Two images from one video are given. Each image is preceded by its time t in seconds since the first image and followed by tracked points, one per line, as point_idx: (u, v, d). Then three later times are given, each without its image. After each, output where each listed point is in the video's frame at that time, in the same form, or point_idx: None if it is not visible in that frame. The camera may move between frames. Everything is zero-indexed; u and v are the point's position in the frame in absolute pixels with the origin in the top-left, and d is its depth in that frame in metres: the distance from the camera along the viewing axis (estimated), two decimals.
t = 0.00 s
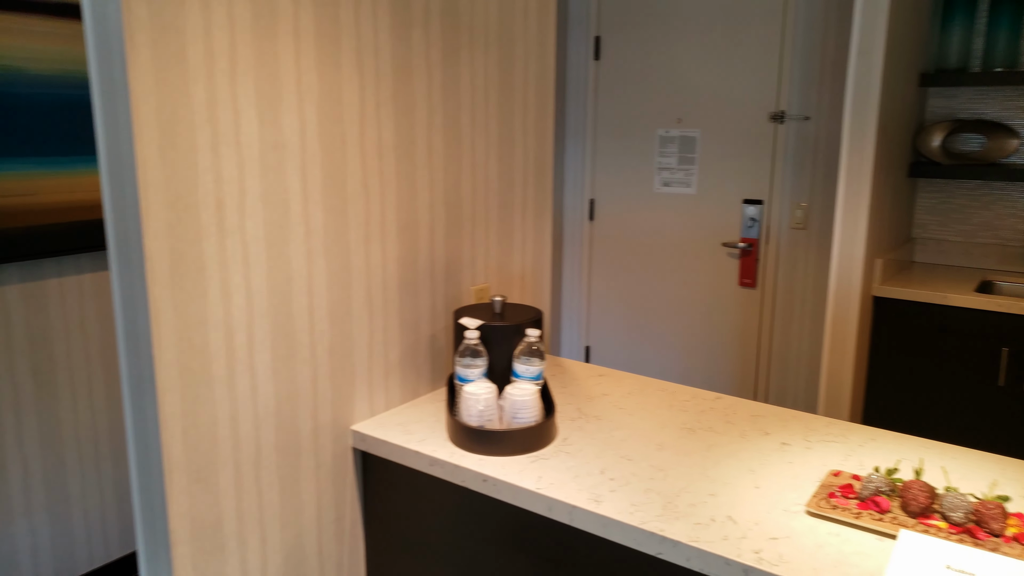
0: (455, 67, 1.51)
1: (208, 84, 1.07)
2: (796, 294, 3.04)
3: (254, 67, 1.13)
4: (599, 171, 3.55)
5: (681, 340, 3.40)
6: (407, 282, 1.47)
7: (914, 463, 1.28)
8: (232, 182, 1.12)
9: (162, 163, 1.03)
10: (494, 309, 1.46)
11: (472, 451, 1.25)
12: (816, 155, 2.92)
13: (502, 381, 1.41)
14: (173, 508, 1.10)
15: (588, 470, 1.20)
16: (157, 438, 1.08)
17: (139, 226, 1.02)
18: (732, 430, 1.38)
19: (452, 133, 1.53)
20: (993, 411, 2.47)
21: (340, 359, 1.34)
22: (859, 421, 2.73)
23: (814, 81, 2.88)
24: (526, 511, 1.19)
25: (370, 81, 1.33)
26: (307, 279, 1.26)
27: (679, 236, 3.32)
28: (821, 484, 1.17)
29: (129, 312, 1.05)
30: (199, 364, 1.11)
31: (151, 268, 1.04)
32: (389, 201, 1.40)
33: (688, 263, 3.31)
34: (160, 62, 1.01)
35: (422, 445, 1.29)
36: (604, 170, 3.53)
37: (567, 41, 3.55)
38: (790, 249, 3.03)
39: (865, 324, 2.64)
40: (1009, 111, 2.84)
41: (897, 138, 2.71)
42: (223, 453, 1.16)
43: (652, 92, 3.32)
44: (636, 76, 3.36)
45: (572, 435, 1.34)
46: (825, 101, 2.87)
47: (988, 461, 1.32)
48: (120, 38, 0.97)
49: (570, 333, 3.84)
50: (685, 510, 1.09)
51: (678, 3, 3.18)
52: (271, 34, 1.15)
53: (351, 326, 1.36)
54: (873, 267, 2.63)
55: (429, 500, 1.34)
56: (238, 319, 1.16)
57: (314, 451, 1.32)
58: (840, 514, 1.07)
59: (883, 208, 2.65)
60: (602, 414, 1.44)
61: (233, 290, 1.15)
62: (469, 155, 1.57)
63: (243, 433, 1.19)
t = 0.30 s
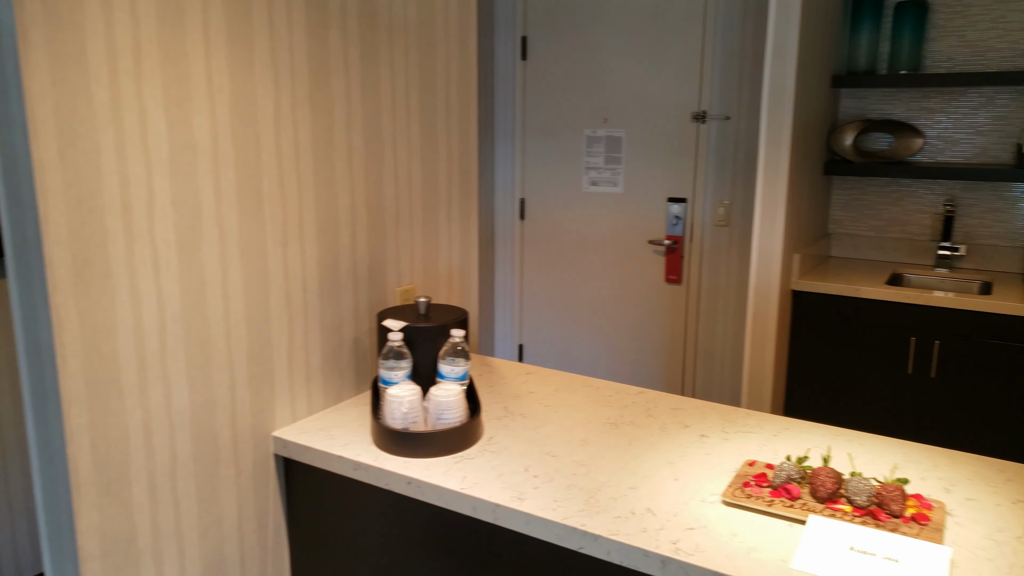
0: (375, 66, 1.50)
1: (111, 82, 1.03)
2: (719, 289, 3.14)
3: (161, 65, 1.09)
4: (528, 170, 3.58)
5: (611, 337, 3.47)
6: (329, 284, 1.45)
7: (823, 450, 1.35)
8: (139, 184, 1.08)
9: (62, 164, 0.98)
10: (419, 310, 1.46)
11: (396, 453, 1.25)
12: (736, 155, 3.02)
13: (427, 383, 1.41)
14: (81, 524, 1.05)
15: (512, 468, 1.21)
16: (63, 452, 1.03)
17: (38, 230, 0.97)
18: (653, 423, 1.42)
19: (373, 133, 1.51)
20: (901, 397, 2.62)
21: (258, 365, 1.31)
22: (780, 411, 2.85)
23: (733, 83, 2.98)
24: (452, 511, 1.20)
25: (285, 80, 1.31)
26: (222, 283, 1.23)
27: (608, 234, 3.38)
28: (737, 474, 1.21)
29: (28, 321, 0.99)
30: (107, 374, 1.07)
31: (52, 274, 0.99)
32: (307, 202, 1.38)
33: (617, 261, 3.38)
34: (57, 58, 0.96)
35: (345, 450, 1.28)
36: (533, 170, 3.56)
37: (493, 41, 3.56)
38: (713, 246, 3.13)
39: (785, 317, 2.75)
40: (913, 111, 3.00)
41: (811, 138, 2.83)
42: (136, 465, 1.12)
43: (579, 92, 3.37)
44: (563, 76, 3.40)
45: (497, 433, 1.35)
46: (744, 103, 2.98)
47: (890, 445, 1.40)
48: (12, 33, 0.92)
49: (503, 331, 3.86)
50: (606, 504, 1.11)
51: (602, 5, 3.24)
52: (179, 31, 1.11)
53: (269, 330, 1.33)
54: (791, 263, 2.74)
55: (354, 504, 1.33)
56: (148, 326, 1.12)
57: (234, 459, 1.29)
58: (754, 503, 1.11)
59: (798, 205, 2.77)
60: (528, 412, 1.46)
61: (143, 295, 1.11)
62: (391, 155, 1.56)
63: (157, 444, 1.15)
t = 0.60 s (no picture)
0: (309, 62, 1.47)
1: (26, 77, 0.99)
2: (661, 285, 3.21)
3: (81, 59, 1.05)
4: (472, 168, 3.58)
5: (557, 334, 3.50)
6: (264, 285, 1.42)
7: (757, 441, 1.39)
8: (59, 184, 1.04)
9: None
10: (357, 309, 1.45)
11: (334, 455, 1.24)
12: (676, 153, 3.08)
13: (365, 383, 1.40)
14: None
15: (452, 467, 1.22)
16: None
17: None
18: (593, 419, 1.44)
19: (308, 130, 1.49)
20: (834, 388, 2.72)
21: (191, 369, 1.28)
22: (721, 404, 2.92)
23: (672, 83, 3.04)
24: (392, 513, 1.19)
25: (215, 76, 1.27)
26: (150, 284, 1.19)
27: (553, 232, 3.41)
28: (674, 467, 1.24)
29: None
30: (26, 381, 1.02)
31: None
32: (240, 201, 1.35)
33: (561, 258, 3.41)
34: None
35: (281, 453, 1.26)
36: (477, 168, 3.56)
37: (435, 39, 3.54)
38: (655, 243, 3.19)
39: (724, 312, 2.82)
40: (845, 110, 3.12)
41: (748, 137, 2.91)
42: (60, 476, 1.08)
43: (521, 91, 3.38)
44: (505, 75, 3.41)
45: (438, 433, 1.35)
46: (682, 102, 3.04)
47: (820, 433, 1.45)
48: None
49: (449, 331, 3.84)
50: (546, 500, 1.12)
51: (543, 4, 3.26)
52: (101, 24, 1.07)
53: (202, 333, 1.30)
54: (730, 258, 2.81)
55: (293, 508, 1.31)
56: (71, 330, 1.08)
57: (165, 466, 1.25)
58: (690, 495, 1.14)
59: (736, 202, 2.84)
60: (469, 411, 1.46)
61: (64, 299, 1.06)
62: (328, 153, 1.54)
63: (82, 453, 1.11)
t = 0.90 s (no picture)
0: (257, 62, 1.46)
1: None
2: (615, 284, 3.26)
3: (19, 59, 1.03)
4: (426, 169, 3.57)
5: (515, 332, 3.52)
6: (213, 288, 1.40)
7: (705, 434, 1.43)
8: None
9: None
10: (308, 312, 1.44)
11: (286, 459, 1.23)
12: (628, 153, 3.13)
13: (318, 386, 1.40)
14: None
15: (406, 467, 1.22)
16: None
17: None
18: (546, 416, 1.46)
19: (257, 131, 1.48)
20: (783, 382, 2.81)
21: (138, 373, 1.26)
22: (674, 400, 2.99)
23: (624, 84, 3.09)
24: (346, 515, 1.19)
25: (160, 77, 1.26)
26: (95, 288, 1.17)
27: (508, 232, 3.43)
28: (625, 462, 1.27)
29: None
30: None
31: None
32: (187, 204, 1.33)
33: (517, 258, 3.43)
34: None
35: (233, 458, 1.25)
36: (431, 168, 3.56)
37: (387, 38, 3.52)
38: (608, 242, 3.24)
39: (676, 309, 2.89)
40: (791, 110, 3.22)
41: (698, 137, 2.98)
42: (3, 484, 1.05)
43: (475, 91, 3.39)
44: (459, 75, 3.41)
45: (392, 434, 1.35)
46: (634, 103, 3.09)
47: (768, 427, 1.49)
48: None
49: (405, 332, 3.83)
50: (499, 498, 1.14)
51: (496, 4, 3.28)
52: (39, 23, 1.05)
53: (149, 337, 1.28)
54: (681, 257, 2.87)
55: (246, 513, 1.30)
56: (12, 336, 1.05)
57: (113, 473, 1.23)
58: (640, 489, 1.17)
59: (687, 201, 2.91)
60: (424, 411, 1.47)
61: (4, 304, 1.04)
62: (277, 154, 1.53)
63: (25, 461, 1.09)
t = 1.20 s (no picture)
0: (213, 57, 1.44)
1: None
2: (576, 281, 3.29)
3: None
4: (387, 166, 3.56)
5: (477, 330, 3.53)
6: (169, 286, 1.38)
7: (664, 424, 1.46)
8: None
9: None
10: (267, 309, 1.43)
11: (246, 457, 1.23)
12: (588, 150, 3.17)
13: (277, 383, 1.39)
14: None
15: (368, 464, 1.23)
16: None
17: None
18: (508, 411, 1.48)
19: (213, 127, 1.46)
20: (741, 375, 2.88)
21: (94, 372, 1.24)
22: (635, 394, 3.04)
23: (584, 82, 3.12)
24: (308, 512, 1.19)
25: (113, 71, 1.23)
26: (47, 286, 1.15)
27: (470, 229, 3.44)
28: (585, 454, 1.29)
29: None
30: None
31: None
32: (142, 200, 1.31)
33: (479, 256, 3.45)
34: None
35: (191, 456, 1.24)
36: (392, 166, 3.54)
37: (346, 36, 3.49)
38: (570, 239, 3.27)
39: (636, 305, 2.93)
40: (747, 108, 3.29)
41: (656, 135, 3.02)
42: None
43: (435, 89, 3.39)
44: (419, 72, 3.41)
45: (352, 431, 1.36)
46: (593, 101, 3.13)
47: (726, 418, 1.51)
48: None
49: (367, 330, 3.81)
50: (460, 492, 1.16)
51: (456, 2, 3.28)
52: None
53: (104, 336, 1.25)
54: (641, 252, 2.91)
55: (207, 512, 1.29)
56: None
57: (68, 474, 1.21)
58: (600, 481, 1.18)
59: (646, 198, 2.95)
60: (385, 408, 1.47)
61: None
62: (235, 150, 1.52)
63: None
